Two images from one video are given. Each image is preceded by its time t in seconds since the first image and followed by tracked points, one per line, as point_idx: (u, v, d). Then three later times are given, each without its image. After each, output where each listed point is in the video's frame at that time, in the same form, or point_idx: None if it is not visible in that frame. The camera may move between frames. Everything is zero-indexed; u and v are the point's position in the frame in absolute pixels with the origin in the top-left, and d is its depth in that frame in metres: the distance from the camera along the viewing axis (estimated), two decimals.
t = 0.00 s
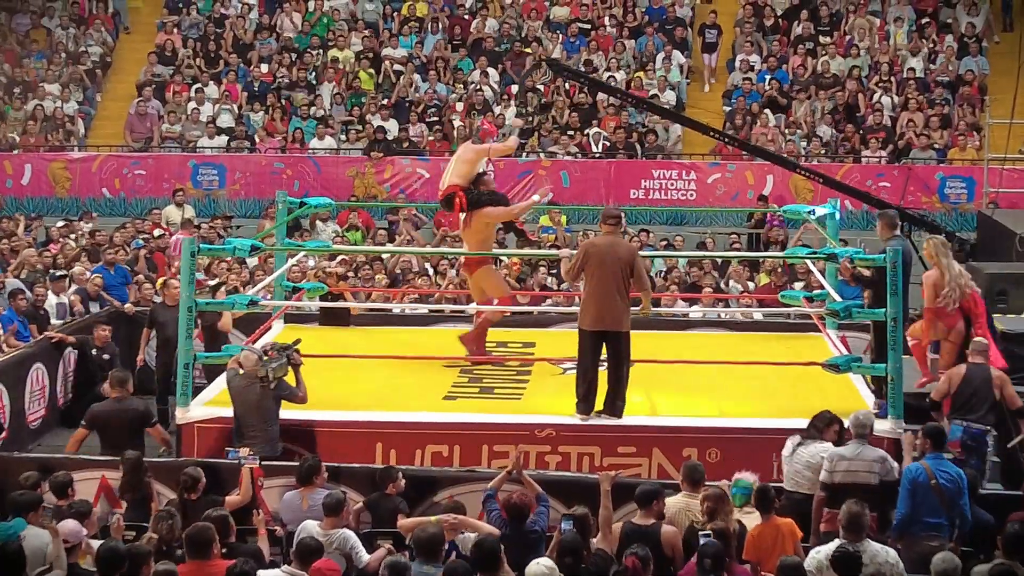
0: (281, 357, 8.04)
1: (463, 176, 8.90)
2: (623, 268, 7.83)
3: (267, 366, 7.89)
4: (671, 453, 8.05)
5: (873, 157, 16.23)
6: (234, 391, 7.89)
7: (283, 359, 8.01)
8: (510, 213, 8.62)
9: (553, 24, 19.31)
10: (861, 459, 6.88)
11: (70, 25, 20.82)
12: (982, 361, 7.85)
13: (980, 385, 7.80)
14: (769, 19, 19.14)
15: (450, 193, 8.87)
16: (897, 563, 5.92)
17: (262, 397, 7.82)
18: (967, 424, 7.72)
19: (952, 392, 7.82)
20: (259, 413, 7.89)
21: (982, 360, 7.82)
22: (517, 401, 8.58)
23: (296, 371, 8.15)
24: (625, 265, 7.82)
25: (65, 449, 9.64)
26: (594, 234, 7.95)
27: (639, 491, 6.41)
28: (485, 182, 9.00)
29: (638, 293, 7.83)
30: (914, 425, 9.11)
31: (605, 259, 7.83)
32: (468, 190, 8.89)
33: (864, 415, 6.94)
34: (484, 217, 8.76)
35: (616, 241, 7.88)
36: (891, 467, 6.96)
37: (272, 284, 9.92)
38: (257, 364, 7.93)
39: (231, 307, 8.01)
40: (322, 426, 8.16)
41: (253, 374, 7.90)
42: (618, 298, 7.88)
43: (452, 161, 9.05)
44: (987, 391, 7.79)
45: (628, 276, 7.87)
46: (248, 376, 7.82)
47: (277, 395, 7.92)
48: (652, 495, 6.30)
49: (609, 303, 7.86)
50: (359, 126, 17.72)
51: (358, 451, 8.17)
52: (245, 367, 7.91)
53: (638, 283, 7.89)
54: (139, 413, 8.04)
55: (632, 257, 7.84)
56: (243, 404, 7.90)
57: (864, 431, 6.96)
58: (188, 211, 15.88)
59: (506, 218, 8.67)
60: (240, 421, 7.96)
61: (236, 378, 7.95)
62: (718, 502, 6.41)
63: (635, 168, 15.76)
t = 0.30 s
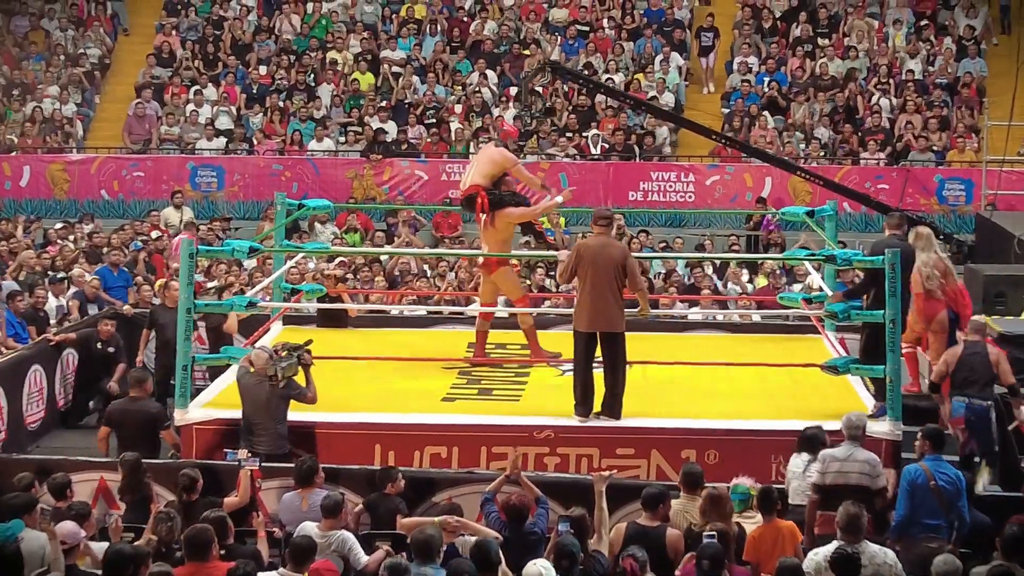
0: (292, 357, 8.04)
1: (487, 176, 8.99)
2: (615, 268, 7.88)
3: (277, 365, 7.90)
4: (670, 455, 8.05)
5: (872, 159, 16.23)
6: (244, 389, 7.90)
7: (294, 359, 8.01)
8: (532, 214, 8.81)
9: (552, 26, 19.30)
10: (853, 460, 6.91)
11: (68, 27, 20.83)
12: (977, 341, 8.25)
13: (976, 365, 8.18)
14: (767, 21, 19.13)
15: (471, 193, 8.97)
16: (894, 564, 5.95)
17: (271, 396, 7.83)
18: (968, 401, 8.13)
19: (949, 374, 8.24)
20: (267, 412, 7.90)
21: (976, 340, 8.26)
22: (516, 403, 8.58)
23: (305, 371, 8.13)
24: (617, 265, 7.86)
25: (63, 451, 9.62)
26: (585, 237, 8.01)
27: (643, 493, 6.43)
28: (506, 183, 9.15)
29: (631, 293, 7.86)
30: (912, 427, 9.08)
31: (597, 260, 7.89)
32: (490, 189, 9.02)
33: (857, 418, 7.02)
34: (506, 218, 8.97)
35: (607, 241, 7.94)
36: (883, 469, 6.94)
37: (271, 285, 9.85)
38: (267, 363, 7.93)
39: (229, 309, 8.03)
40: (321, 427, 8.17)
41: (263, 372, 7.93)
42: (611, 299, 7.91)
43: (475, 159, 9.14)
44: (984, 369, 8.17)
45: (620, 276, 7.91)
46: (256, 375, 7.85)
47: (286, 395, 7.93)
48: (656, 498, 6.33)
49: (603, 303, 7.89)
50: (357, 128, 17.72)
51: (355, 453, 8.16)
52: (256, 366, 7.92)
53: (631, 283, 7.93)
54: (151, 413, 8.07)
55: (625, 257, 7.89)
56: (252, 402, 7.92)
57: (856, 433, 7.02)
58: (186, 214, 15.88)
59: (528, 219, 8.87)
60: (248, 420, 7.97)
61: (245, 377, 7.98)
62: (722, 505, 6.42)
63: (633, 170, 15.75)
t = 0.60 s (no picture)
0: (301, 357, 7.99)
1: (510, 180, 8.93)
2: (604, 269, 7.89)
3: (287, 365, 7.88)
4: (664, 457, 8.04)
5: (868, 161, 16.24)
6: (255, 391, 7.88)
7: (303, 359, 7.97)
8: (556, 217, 8.74)
9: (548, 28, 19.29)
10: (835, 461, 6.91)
11: (64, 29, 20.85)
12: (976, 322, 8.45)
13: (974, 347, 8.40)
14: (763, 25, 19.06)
15: (494, 196, 8.89)
16: (889, 567, 5.96)
17: (282, 397, 7.81)
18: (973, 384, 8.27)
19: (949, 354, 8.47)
20: (279, 413, 7.89)
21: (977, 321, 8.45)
22: (511, 405, 8.58)
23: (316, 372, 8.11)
24: (606, 267, 7.88)
25: (59, 454, 9.57)
26: (575, 239, 8.03)
27: (642, 497, 6.44)
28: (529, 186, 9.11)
29: (622, 295, 7.86)
30: (906, 429, 9.10)
31: (586, 262, 7.90)
32: (513, 193, 8.95)
33: (844, 421, 7.04)
34: (530, 220, 8.91)
35: (596, 243, 7.95)
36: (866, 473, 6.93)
37: (265, 286, 9.70)
38: (277, 365, 7.92)
39: (224, 311, 8.05)
40: (315, 429, 8.18)
41: (274, 373, 7.92)
42: (602, 300, 7.91)
43: (495, 163, 9.13)
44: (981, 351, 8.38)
45: (611, 277, 7.92)
46: (267, 376, 7.84)
47: (297, 396, 7.91)
48: (655, 501, 6.33)
49: (594, 304, 7.89)
50: (353, 129, 17.72)
51: (351, 455, 8.19)
52: (266, 367, 7.91)
53: (622, 284, 7.93)
54: (157, 414, 7.88)
55: (614, 259, 7.89)
56: (263, 404, 7.90)
57: (841, 436, 7.05)
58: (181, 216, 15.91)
59: (551, 221, 8.81)
60: (261, 422, 7.96)
61: (256, 378, 7.96)
62: (714, 507, 6.48)
63: (629, 172, 15.75)
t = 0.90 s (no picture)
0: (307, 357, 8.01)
1: (528, 176, 9.07)
2: (596, 269, 7.88)
3: (294, 365, 7.89)
4: (659, 457, 8.04)
5: (863, 161, 16.25)
6: (262, 390, 7.90)
7: (310, 359, 8.00)
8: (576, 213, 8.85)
9: (542, 29, 19.29)
10: (818, 462, 7.13)
11: (59, 29, 20.85)
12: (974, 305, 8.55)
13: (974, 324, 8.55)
14: (757, 24, 19.18)
15: (514, 194, 8.97)
16: (883, 566, 5.97)
17: (289, 397, 7.83)
18: (966, 362, 8.50)
19: (947, 332, 8.61)
20: (284, 413, 7.90)
21: (972, 301, 8.63)
22: (506, 406, 8.59)
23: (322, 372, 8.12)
24: (597, 267, 7.88)
25: (54, 454, 9.56)
26: (567, 239, 8.04)
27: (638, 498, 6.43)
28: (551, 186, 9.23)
29: (613, 295, 7.85)
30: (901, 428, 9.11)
31: (577, 262, 7.91)
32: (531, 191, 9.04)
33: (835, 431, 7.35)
34: (548, 217, 8.95)
35: (588, 242, 7.95)
36: (850, 472, 7.12)
37: (260, 288, 9.65)
38: (283, 364, 7.94)
39: (220, 311, 8.07)
40: (310, 429, 8.19)
41: (279, 373, 7.93)
42: (594, 300, 7.91)
43: (511, 162, 9.23)
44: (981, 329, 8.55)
45: (602, 278, 7.92)
46: (273, 375, 7.85)
47: (303, 396, 7.93)
48: (652, 503, 6.33)
49: (585, 305, 7.88)
50: (348, 130, 17.72)
51: (345, 455, 8.20)
52: (272, 367, 7.92)
53: (614, 285, 7.92)
54: (154, 413, 7.96)
55: (605, 259, 7.90)
56: (269, 404, 7.92)
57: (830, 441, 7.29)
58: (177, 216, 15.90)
59: (572, 219, 8.91)
60: (266, 421, 7.97)
61: (262, 377, 7.98)
62: (708, 508, 6.51)
63: (624, 172, 15.74)
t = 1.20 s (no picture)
0: (309, 359, 7.98)
1: (539, 179, 8.99)
2: (588, 271, 7.89)
3: (294, 367, 7.85)
4: (654, 458, 8.04)
5: (859, 162, 16.25)
6: (263, 391, 7.87)
7: (311, 361, 7.96)
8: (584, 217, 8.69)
9: (538, 29, 19.31)
10: (823, 468, 7.06)
11: (54, 30, 20.87)
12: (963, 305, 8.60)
13: (960, 313, 8.62)
14: (753, 24, 19.18)
15: (525, 196, 8.96)
16: (878, 567, 5.98)
17: (290, 398, 7.80)
18: (956, 352, 8.49)
19: (934, 325, 8.66)
20: (286, 414, 7.89)
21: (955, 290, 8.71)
22: (501, 406, 8.59)
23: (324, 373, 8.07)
24: (589, 268, 7.87)
25: (49, 454, 9.56)
26: (562, 240, 8.07)
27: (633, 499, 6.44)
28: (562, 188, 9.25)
29: (606, 297, 7.85)
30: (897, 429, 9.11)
31: (570, 263, 7.92)
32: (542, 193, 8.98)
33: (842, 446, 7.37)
34: (559, 220, 8.85)
35: (582, 244, 7.97)
36: (851, 484, 7.07)
37: (255, 287, 9.67)
38: (285, 365, 7.91)
39: (215, 312, 8.06)
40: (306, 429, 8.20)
41: (281, 374, 7.89)
42: (587, 302, 7.91)
43: (529, 161, 9.17)
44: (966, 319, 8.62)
45: (595, 280, 7.91)
46: (274, 376, 7.81)
47: (304, 398, 7.90)
48: (648, 504, 6.33)
49: (578, 306, 7.89)
50: (344, 130, 17.72)
51: (341, 455, 8.21)
52: (274, 368, 7.89)
53: (607, 287, 7.91)
54: (151, 410, 7.89)
55: (597, 260, 7.89)
56: (270, 404, 7.90)
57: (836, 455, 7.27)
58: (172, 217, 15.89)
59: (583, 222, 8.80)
60: (268, 422, 7.95)
61: (264, 378, 7.94)
62: (701, 508, 6.56)
63: (620, 173, 15.74)
